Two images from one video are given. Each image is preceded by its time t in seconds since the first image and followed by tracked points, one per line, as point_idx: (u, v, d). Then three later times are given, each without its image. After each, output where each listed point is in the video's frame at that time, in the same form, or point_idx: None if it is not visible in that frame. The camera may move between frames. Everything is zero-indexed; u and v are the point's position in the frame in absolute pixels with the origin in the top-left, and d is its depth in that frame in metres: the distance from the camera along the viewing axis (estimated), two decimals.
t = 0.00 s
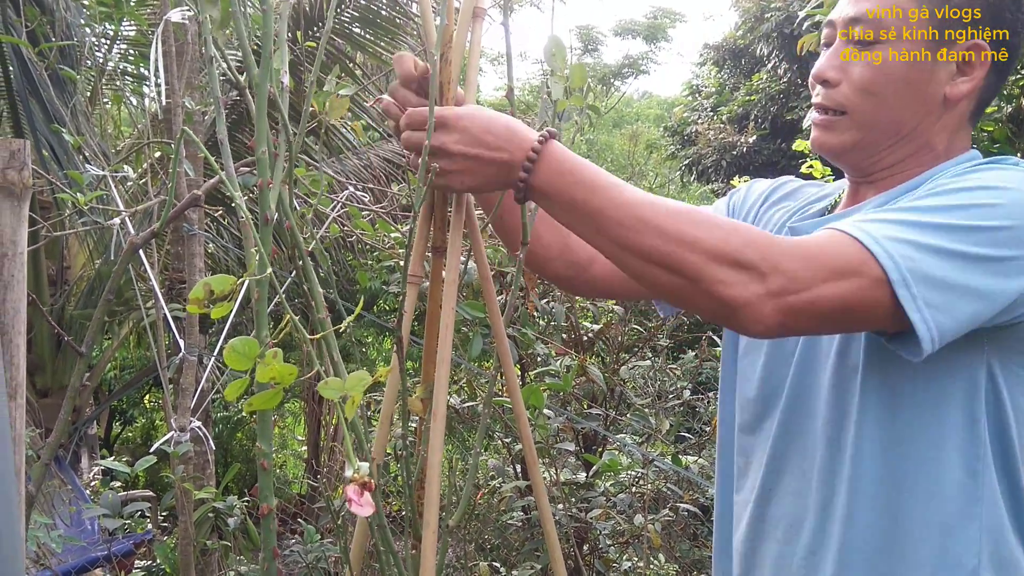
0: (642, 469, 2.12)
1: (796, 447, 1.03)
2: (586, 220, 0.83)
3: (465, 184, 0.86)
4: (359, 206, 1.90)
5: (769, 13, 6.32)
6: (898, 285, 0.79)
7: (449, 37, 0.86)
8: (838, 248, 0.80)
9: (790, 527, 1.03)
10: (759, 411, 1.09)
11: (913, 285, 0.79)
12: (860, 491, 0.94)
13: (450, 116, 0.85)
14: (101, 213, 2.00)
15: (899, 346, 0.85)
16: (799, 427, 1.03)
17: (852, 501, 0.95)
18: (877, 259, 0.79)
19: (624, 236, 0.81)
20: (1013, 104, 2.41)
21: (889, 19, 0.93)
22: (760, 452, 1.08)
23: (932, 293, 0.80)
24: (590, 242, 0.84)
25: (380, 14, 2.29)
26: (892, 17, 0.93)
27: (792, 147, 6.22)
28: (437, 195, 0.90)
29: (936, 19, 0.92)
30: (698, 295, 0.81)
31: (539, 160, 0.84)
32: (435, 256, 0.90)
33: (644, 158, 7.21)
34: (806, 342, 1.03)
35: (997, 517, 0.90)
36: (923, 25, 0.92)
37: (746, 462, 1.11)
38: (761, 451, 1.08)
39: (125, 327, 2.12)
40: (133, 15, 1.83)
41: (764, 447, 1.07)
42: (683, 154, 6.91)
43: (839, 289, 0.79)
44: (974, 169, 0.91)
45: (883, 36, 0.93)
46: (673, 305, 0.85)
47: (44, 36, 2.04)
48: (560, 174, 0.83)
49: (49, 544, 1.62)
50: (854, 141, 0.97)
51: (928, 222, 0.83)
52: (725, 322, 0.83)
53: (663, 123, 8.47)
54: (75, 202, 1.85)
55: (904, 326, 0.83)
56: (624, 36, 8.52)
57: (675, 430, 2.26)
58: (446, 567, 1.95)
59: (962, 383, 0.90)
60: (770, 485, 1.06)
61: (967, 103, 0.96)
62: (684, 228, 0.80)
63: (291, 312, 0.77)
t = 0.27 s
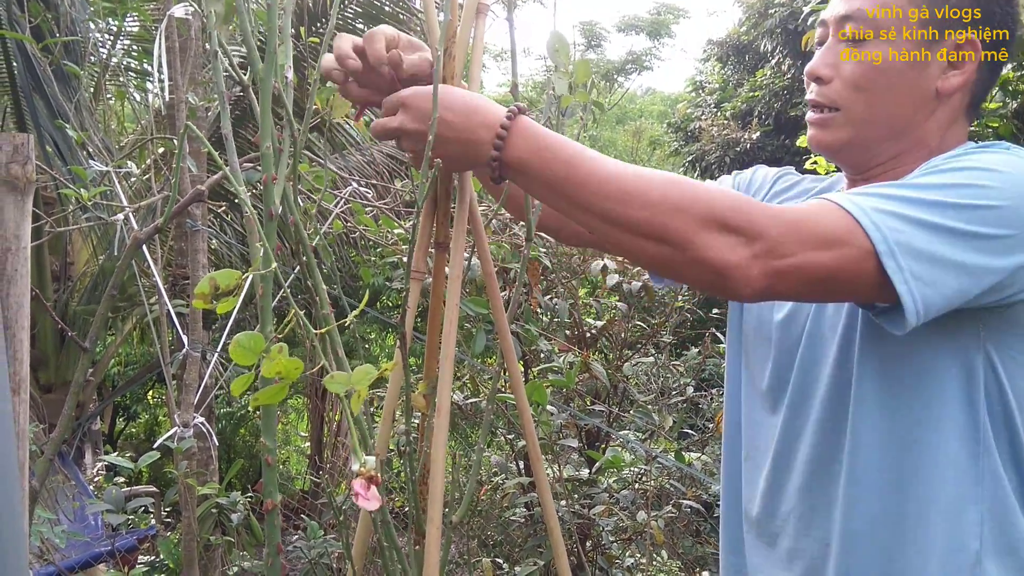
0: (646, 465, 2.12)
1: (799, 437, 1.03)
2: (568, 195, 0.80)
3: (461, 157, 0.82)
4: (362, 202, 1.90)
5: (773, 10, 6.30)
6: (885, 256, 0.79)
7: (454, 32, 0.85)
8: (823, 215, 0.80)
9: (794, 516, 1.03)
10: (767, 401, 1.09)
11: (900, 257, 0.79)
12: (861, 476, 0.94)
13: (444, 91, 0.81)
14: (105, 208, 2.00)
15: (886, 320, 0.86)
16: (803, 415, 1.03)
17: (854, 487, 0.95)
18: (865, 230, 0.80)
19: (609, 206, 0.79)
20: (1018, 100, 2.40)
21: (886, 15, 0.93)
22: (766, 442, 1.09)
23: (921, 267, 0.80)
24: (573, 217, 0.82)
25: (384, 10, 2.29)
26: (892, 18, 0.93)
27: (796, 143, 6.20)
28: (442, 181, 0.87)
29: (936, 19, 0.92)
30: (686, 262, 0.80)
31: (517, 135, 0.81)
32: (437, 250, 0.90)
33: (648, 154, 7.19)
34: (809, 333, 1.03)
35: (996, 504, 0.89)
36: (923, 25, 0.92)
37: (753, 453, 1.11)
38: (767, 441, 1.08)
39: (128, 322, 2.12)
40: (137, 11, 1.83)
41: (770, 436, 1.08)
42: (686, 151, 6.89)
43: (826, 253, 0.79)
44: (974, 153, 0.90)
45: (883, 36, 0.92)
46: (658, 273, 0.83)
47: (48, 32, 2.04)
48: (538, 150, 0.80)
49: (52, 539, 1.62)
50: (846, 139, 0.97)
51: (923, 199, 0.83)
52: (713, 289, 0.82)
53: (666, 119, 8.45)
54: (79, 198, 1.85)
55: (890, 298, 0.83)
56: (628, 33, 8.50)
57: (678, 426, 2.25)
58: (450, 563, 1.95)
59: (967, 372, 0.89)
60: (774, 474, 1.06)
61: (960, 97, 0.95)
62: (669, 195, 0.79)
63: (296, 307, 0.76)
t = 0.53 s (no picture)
0: (647, 459, 2.12)
1: (802, 434, 1.03)
2: (571, 197, 0.79)
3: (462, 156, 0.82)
4: (364, 196, 1.91)
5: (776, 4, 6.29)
6: (888, 258, 0.79)
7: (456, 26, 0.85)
8: (827, 218, 0.80)
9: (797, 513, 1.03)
10: (768, 398, 1.09)
11: (904, 258, 0.79)
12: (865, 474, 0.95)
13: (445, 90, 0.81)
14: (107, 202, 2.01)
15: (891, 321, 0.86)
16: (806, 414, 1.03)
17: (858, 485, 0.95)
18: (869, 232, 0.79)
19: (611, 209, 0.78)
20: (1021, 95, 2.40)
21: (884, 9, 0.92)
22: (768, 439, 1.08)
23: (924, 267, 0.80)
24: (575, 219, 0.82)
25: (386, 4, 2.29)
26: (892, 17, 0.92)
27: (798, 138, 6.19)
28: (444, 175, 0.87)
29: (936, 19, 0.91)
30: (687, 265, 0.80)
31: (518, 136, 0.80)
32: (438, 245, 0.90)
33: (650, 149, 7.18)
34: (811, 331, 1.03)
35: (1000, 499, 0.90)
36: (923, 25, 0.91)
37: (754, 450, 1.11)
38: (769, 438, 1.08)
39: (131, 316, 2.12)
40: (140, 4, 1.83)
41: (771, 434, 1.08)
42: (689, 146, 6.88)
43: (829, 258, 0.79)
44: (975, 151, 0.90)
45: (883, 37, 0.92)
46: (661, 277, 0.83)
47: (51, 25, 2.03)
48: (541, 152, 0.79)
49: (55, 532, 1.63)
50: (841, 130, 0.97)
51: (927, 197, 0.82)
52: (714, 292, 0.82)
53: (668, 115, 8.44)
54: (81, 192, 1.85)
55: (893, 299, 0.83)
56: (630, 27, 8.48)
57: (680, 421, 2.26)
58: (451, 557, 1.95)
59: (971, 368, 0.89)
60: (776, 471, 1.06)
61: (954, 92, 0.95)
62: (672, 199, 0.78)
63: (297, 300, 0.76)
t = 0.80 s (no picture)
0: (648, 458, 2.12)
1: (801, 433, 1.03)
2: (573, 192, 0.80)
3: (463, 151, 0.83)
4: (366, 195, 1.91)
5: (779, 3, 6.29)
6: (887, 258, 0.79)
7: (458, 26, 0.86)
8: (827, 217, 0.80)
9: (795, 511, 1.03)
10: (767, 397, 1.10)
11: (903, 258, 0.79)
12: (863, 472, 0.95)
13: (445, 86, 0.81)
14: (110, 201, 2.01)
15: (890, 321, 0.86)
16: (804, 414, 1.03)
17: (856, 483, 0.96)
18: (868, 231, 0.79)
19: (612, 204, 0.79)
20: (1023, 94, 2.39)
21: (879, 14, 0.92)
22: (767, 438, 1.09)
23: (923, 267, 0.80)
24: (575, 215, 0.82)
25: (388, 3, 2.30)
26: (891, 18, 0.91)
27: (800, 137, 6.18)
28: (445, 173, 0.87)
29: (936, 19, 0.91)
30: (686, 262, 0.80)
31: (521, 131, 0.80)
32: (439, 243, 0.90)
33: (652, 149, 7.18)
34: (810, 330, 1.03)
35: (1000, 499, 0.89)
36: (923, 25, 0.91)
37: (753, 449, 1.11)
38: (768, 437, 1.08)
39: (133, 315, 2.13)
40: (142, 4, 1.84)
41: (770, 434, 1.08)
42: (692, 145, 6.88)
43: (830, 258, 0.79)
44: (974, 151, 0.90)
45: (883, 37, 0.92)
46: (660, 274, 0.83)
47: (54, 25, 2.04)
48: (543, 147, 0.80)
49: (58, 530, 1.63)
50: (833, 134, 0.97)
51: (925, 196, 0.83)
52: (713, 289, 0.82)
53: (671, 114, 8.44)
54: (84, 191, 1.86)
55: (893, 298, 0.83)
56: (633, 27, 8.47)
57: (681, 420, 2.26)
58: (452, 556, 1.95)
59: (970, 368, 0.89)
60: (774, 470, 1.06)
61: (948, 96, 0.96)
62: (674, 195, 0.78)
63: (299, 299, 0.76)
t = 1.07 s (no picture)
0: (648, 461, 2.12)
1: (797, 437, 1.03)
2: (569, 198, 0.80)
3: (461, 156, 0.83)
4: (366, 198, 1.91)
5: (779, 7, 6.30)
6: (881, 265, 0.79)
7: (456, 29, 0.86)
8: (823, 226, 0.80)
9: (790, 516, 1.03)
10: (763, 402, 1.10)
11: (896, 265, 0.80)
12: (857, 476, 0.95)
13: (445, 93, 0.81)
14: (111, 204, 2.02)
15: (884, 328, 0.86)
16: (800, 419, 1.03)
17: (852, 488, 0.96)
18: (862, 240, 0.79)
19: (608, 211, 0.79)
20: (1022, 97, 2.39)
21: (873, 24, 0.93)
22: (763, 442, 1.09)
23: (916, 274, 0.80)
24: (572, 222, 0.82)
25: (389, 7, 2.31)
26: (892, 18, 0.92)
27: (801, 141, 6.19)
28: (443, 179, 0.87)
29: (936, 19, 0.92)
30: (681, 270, 0.80)
31: (519, 138, 0.81)
32: (437, 247, 0.90)
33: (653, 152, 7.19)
34: (807, 335, 1.03)
35: (995, 505, 0.89)
36: (923, 24, 0.92)
37: (749, 453, 1.11)
38: (764, 441, 1.08)
39: (134, 318, 2.13)
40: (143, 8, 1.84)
41: (766, 440, 1.08)
42: (692, 148, 6.89)
43: (824, 268, 0.79)
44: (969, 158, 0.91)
45: (883, 37, 0.92)
46: (655, 282, 0.84)
47: (56, 28, 2.04)
48: (541, 153, 0.80)
49: (58, 533, 1.63)
50: (829, 145, 0.97)
51: (918, 204, 0.83)
52: (707, 297, 0.82)
53: (672, 117, 8.44)
54: (85, 194, 1.86)
55: (887, 306, 0.83)
56: (634, 30, 8.48)
57: (681, 423, 2.26)
58: (452, 559, 1.95)
59: (965, 374, 0.89)
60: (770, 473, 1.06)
61: (941, 102, 0.96)
62: (670, 203, 0.79)
63: (297, 303, 0.76)
